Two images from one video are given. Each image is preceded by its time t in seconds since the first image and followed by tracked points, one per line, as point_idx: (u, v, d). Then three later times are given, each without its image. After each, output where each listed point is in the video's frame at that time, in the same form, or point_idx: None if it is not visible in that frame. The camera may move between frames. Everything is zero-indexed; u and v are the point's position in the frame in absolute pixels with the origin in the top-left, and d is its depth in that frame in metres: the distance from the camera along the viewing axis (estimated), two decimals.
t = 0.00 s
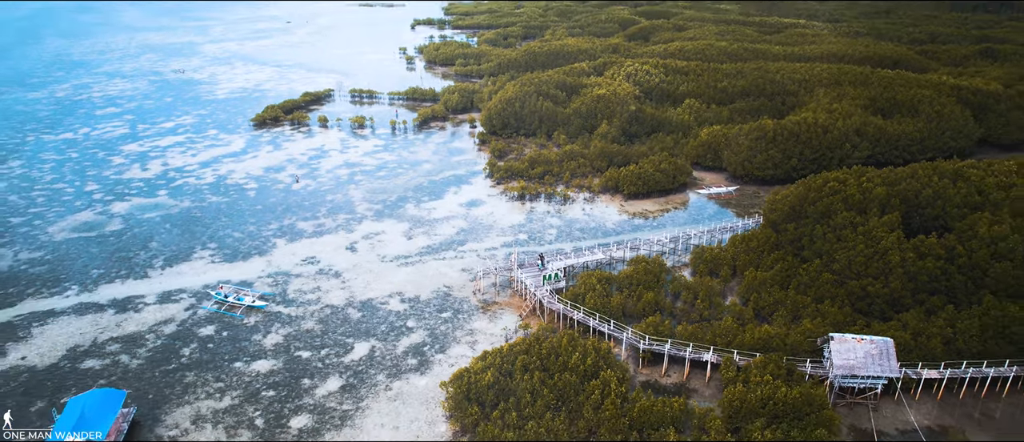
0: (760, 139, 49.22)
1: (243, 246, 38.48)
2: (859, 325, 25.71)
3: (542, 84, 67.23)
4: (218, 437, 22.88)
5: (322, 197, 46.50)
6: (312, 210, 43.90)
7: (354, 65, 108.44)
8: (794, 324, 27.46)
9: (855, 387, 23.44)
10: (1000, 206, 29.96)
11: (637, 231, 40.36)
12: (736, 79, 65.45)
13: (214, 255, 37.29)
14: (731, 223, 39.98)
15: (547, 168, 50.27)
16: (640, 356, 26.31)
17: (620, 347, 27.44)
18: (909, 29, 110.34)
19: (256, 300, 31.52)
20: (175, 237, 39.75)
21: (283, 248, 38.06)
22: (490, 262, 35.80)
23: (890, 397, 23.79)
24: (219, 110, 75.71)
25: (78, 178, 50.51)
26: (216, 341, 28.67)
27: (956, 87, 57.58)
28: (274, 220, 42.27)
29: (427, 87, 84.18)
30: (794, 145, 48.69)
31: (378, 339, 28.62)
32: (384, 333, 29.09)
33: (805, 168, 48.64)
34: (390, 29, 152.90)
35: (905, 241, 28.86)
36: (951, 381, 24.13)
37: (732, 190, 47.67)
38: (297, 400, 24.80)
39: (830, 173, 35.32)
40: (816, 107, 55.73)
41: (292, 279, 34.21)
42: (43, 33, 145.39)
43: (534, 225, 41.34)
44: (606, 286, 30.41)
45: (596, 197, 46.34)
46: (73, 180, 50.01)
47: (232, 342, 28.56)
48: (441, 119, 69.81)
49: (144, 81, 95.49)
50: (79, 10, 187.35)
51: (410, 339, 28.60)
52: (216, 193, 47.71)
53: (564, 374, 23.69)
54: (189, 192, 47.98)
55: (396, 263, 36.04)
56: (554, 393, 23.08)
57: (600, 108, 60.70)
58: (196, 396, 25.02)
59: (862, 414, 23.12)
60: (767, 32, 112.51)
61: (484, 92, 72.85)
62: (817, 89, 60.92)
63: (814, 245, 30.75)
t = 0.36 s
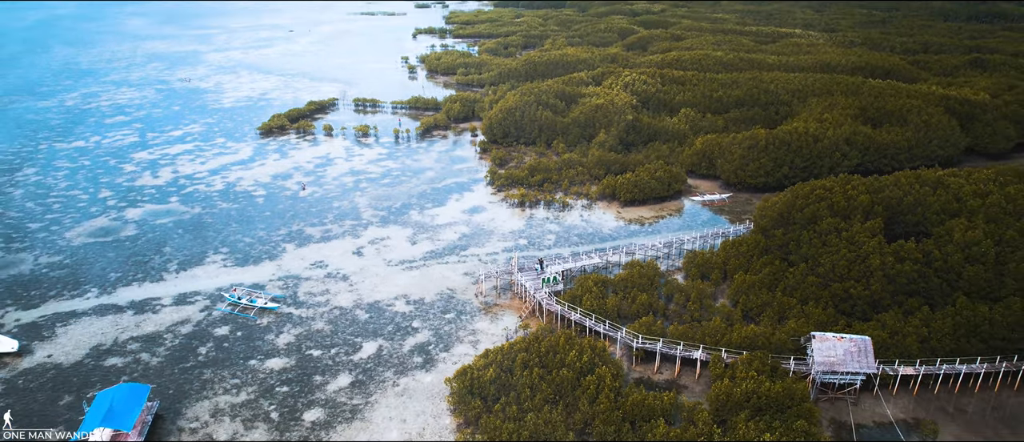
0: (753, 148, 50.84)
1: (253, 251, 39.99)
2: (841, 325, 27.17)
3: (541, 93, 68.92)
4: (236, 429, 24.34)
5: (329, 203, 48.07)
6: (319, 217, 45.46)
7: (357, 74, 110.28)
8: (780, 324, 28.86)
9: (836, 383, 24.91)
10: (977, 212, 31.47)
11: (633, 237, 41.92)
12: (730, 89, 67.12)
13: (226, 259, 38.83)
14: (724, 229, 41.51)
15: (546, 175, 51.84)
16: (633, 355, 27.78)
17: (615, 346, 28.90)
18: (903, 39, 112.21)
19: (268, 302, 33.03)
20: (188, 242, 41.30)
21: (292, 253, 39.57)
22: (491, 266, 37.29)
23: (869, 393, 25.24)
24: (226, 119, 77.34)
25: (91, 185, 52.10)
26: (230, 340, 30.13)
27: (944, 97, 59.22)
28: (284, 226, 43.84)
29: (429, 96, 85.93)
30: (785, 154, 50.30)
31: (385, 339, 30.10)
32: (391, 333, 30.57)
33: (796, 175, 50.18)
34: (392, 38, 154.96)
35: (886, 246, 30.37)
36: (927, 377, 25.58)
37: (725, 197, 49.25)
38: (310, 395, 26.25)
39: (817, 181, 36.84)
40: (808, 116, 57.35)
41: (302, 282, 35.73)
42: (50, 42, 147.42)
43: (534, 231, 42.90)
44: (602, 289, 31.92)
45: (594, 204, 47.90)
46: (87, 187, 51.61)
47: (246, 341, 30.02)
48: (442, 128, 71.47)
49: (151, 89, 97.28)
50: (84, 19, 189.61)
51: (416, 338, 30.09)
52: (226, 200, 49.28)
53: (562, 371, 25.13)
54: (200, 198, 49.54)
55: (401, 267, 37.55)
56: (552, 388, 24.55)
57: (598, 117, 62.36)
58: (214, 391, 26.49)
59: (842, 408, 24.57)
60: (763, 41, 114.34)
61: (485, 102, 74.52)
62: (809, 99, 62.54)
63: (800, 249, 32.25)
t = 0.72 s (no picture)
0: (746, 156, 52.39)
1: (263, 255, 41.46)
2: (826, 325, 28.57)
3: (541, 102, 70.54)
4: (252, 423, 25.73)
5: (335, 209, 49.56)
6: (327, 222, 46.94)
7: (360, 82, 112.03)
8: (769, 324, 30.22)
9: (820, 380, 26.32)
10: (958, 217, 32.90)
11: (630, 242, 43.41)
12: (726, 98, 68.71)
13: (238, 263, 40.30)
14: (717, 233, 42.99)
15: (546, 182, 53.35)
16: (629, 353, 29.20)
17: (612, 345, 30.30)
18: (897, 47, 114.00)
19: (279, 304, 34.45)
20: (200, 247, 42.78)
21: (301, 257, 41.01)
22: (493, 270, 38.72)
23: (851, 389, 26.62)
24: (232, 126, 78.90)
25: (104, 191, 53.62)
26: (244, 340, 31.53)
27: (934, 106, 60.77)
28: (292, 231, 45.32)
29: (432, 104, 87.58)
30: (778, 162, 51.85)
31: (392, 338, 31.51)
32: (397, 333, 31.98)
33: (789, 182, 51.68)
34: (394, 46, 156.92)
35: (870, 250, 31.81)
36: (907, 374, 26.95)
37: (720, 203, 50.76)
38: (321, 391, 27.65)
39: (806, 189, 38.31)
40: (801, 125, 58.91)
41: (311, 285, 37.18)
42: (56, 49, 149.40)
43: (534, 236, 44.36)
44: (600, 291, 33.33)
45: (592, 210, 49.39)
46: (100, 193, 53.13)
47: (259, 341, 31.43)
48: (445, 135, 73.06)
49: (158, 97, 98.99)
50: (88, 27, 191.17)
51: (421, 338, 31.49)
52: (235, 206, 50.77)
53: (561, 367, 26.50)
54: (210, 204, 51.02)
55: (406, 270, 39.00)
56: (552, 384, 25.94)
57: (597, 125, 63.93)
58: (231, 387, 27.89)
59: (826, 403, 25.97)
60: (760, 50, 116.06)
61: (486, 110, 76.11)
62: (803, 107, 64.15)
63: (789, 253, 33.71)
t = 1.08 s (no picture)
0: (740, 163, 53.93)
1: (273, 258, 42.93)
2: (812, 325, 29.99)
3: (541, 110, 72.16)
4: (267, 416, 27.14)
5: (341, 215, 51.07)
6: (333, 227, 48.44)
7: (363, 90, 113.76)
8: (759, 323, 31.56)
9: (806, 376, 27.74)
10: (939, 222, 34.35)
11: (627, 246, 44.93)
12: (722, 106, 70.28)
13: (248, 266, 41.82)
14: (711, 238, 44.46)
15: (546, 189, 54.88)
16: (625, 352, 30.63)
17: (608, 344, 31.73)
18: (892, 55, 115.74)
19: (290, 305, 35.91)
20: (211, 251, 44.27)
21: (309, 260, 42.49)
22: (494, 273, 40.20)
23: (835, 384, 28.03)
24: (239, 134, 80.52)
25: (116, 198, 55.14)
26: (256, 339, 32.95)
27: (925, 114, 62.29)
28: (300, 236, 46.81)
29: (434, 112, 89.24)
30: (771, 168, 53.37)
31: (398, 338, 32.95)
32: (403, 333, 33.40)
33: (782, 188, 53.21)
34: (396, 54, 158.83)
35: (855, 253, 33.27)
36: (888, 371, 28.35)
37: (714, 209, 52.27)
38: (332, 387, 29.06)
39: (797, 195, 39.79)
40: (794, 132, 60.47)
41: (320, 287, 38.63)
42: (63, 57, 151.45)
43: (534, 240, 45.85)
44: (597, 293, 34.76)
45: (590, 215, 50.88)
46: (112, 199, 54.66)
47: (271, 340, 32.85)
48: (447, 143, 74.63)
49: (165, 105, 100.71)
50: (93, 35, 193.20)
51: (426, 338, 32.91)
52: (244, 211, 52.34)
53: (559, 364, 27.92)
54: (219, 210, 52.53)
55: (411, 274, 40.47)
56: (551, 380, 27.36)
57: (595, 133, 65.49)
58: (246, 384, 29.31)
59: (811, 398, 27.38)
60: (757, 58, 117.85)
61: (487, 118, 77.75)
62: (796, 115, 65.74)
63: (778, 256, 35.15)
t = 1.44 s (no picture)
0: (734, 170, 55.32)
1: (280, 263, 44.27)
2: (800, 326, 31.25)
3: (541, 118, 73.67)
4: (278, 413, 28.43)
5: (346, 220, 52.47)
6: (338, 232, 49.81)
7: (366, 97, 115.38)
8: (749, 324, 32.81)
9: (793, 374, 29.03)
10: (924, 227, 35.67)
11: (624, 251, 46.28)
12: (718, 114, 71.72)
13: (257, 270, 43.19)
14: (705, 242, 45.79)
15: (545, 195, 56.29)
16: (620, 351, 31.93)
17: (604, 344, 33.05)
18: (888, 63, 117.38)
19: (298, 307, 37.22)
20: (220, 256, 45.60)
21: (316, 264, 43.83)
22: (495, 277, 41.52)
23: (821, 383, 29.29)
24: (244, 141, 81.98)
25: (126, 204, 56.54)
26: (266, 340, 34.25)
27: (916, 122, 63.73)
28: (306, 241, 48.18)
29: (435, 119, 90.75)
30: (765, 175, 54.75)
31: (403, 339, 34.24)
32: (407, 334, 34.70)
33: (775, 194, 54.58)
34: (398, 62, 160.61)
35: (842, 257, 34.56)
36: (872, 370, 29.63)
37: (709, 215, 53.64)
38: (340, 385, 30.34)
39: (787, 201, 41.13)
40: (788, 140, 61.89)
41: (326, 290, 39.96)
42: (69, 65, 153.29)
43: (534, 245, 47.21)
44: (594, 295, 36.07)
45: (588, 220, 52.25)
46: (123, 205, 56.07)
47: (280, 341, 34.15)
48: (448, 150, 76.07)
49: (171, 112, 102.29)
50: (97, 42, 195.17)
51: (430, 339, 34.20)
52: (252, 216, 53.74)
53: (557, 363, 29.22)
54: (227, 216, 53.92)
55: (414, 277, 41.81)
56: (549, 378, 28.63)
57: (593, 140, 66.93)
58: (257, 382, 30.60)
59: (798, 395, 28.65)
60: (755, 66, 119.50)
61: (487, 125, 79.26)
62: (790, 123, 67.17)
63: (769, 260, 36.45)
